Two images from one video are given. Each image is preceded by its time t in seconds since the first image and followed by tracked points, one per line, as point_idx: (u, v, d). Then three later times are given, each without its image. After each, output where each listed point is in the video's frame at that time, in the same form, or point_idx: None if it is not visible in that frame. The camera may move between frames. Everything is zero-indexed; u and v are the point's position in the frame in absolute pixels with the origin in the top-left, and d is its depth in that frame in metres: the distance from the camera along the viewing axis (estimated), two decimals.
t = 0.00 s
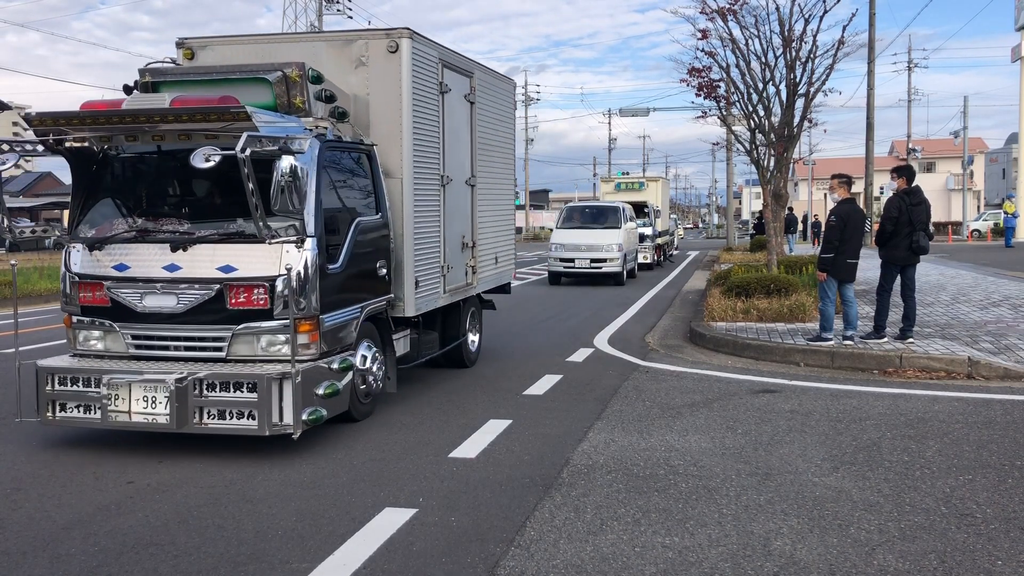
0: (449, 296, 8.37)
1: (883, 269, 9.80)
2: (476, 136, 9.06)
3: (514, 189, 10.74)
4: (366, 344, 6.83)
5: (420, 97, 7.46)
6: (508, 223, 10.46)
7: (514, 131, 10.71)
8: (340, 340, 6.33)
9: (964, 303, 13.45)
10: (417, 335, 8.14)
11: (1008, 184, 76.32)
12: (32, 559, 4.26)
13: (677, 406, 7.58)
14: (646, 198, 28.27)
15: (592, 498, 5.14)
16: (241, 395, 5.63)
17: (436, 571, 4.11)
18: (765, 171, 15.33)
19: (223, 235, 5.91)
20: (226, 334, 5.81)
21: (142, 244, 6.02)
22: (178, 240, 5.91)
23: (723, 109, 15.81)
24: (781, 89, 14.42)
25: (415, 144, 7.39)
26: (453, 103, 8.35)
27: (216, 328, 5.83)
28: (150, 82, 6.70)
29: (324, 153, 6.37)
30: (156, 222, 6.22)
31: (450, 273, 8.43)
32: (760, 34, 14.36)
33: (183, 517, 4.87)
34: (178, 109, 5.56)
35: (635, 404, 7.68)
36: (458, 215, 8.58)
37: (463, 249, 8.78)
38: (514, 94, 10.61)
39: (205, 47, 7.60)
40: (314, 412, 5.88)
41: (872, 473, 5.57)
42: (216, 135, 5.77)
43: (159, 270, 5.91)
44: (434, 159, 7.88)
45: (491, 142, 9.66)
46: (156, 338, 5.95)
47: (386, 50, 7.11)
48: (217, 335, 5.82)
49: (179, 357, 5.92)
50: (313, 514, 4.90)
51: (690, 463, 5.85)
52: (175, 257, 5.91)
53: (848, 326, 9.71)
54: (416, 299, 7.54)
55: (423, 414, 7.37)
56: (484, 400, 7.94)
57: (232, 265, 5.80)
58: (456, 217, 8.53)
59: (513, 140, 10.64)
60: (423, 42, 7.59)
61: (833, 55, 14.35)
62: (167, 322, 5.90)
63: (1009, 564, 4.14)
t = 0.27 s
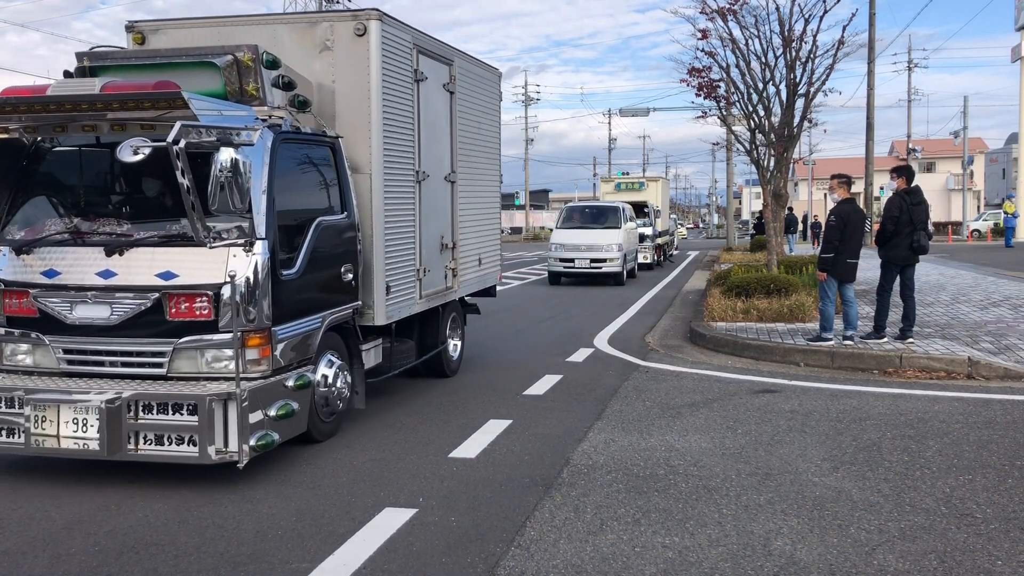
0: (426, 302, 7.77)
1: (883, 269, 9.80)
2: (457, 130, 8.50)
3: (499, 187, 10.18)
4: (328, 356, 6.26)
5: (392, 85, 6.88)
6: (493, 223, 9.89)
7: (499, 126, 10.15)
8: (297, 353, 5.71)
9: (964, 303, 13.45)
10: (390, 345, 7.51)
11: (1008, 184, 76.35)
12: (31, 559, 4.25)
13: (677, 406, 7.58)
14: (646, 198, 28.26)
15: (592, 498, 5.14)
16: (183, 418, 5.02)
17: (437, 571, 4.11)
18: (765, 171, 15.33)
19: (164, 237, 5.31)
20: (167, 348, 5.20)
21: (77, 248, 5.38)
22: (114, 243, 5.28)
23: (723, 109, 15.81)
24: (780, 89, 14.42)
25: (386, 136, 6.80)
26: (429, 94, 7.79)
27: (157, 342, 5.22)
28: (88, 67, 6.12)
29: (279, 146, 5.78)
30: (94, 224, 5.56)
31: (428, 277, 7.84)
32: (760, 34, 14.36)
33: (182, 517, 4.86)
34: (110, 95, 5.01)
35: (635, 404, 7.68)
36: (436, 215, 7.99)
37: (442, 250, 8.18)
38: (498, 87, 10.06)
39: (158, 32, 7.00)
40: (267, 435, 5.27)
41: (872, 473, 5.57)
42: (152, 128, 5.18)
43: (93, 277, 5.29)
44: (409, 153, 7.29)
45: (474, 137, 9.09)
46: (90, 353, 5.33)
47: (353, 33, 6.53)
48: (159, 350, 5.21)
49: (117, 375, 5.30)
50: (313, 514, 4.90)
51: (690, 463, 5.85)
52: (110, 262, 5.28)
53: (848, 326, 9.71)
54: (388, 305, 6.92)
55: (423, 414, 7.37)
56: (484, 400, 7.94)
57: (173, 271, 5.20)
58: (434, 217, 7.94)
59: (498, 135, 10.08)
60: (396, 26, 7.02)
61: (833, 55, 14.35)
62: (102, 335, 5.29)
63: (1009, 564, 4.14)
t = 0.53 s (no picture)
0: (398, 308, 7.14)
1: (882, 269, 9.80)
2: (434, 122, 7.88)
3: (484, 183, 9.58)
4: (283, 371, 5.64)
5: (357, 72, 6.25)
6: (476, 223, 9.26)
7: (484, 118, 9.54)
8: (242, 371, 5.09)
9: (964, 303, 13.45)
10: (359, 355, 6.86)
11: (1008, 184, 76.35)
12: (31, 559, 4.25)
13: (677, 406, 7.58)
14: (646, 198, 28.25)
15: (592, 498, 5.14)
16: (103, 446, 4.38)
17: (436, 571, 4.11)
18: (765, 171, 15.33)
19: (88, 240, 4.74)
20: (91, 365, 4.60)
21: None
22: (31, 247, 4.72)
23: (723, 109, 15.81)
24: (781, 89, 14.42)
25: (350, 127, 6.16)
26: (402, 82, 7.18)
27: (79, 358, 4.63)
28: (8, 46, 5.23)
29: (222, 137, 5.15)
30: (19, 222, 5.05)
31: (401, 282, 7.21)
32: (760, 34, 14.36)
33: (182, 517, 4.86)
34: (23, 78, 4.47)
35: (635, 404, 7.68)
36: (410, 213, 7.36)
37: (418, 251, 7.55)
38: (483, 76, 9.46)
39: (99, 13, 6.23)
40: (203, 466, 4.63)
41: (872, 473, 5.57)
42: (71, 113, 4.68)
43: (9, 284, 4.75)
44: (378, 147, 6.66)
45: (454, 129, 8.48)
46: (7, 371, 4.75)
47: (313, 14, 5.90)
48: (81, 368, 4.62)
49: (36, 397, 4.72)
50: (313, 514, 4.90)
51: (690, 463, 5.85)
52: (27, 269, 4.73)
53: (848, 326, 9.71)
54: (354, 314, 6.27)
55: (422, 414, 7.36)
56: (484, 400, 7.94)
57: (98, 280, 4.63)
58: (408, 215, 7.32)
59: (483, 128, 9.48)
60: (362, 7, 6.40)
61: (833, 55, 14.35)
62: (18, 350, 4.72)
63: (1009, 564, 4.14)
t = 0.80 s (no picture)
0: (365, 315, 6.57)
1: (882, 270, 9.80)
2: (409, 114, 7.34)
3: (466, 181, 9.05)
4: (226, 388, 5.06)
5: (315, 56, 5.69)
6: (456, 225, 8.70)
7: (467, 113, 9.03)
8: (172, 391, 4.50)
9: (964, 303, 13.45)
10: (323, 368, 6.26)
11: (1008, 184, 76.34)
12: (31, 559, 4.26)
13: (677, 406, 7.58)
14: (646, 198, 28.24)
15: (592, 498, 5.14)
16: None
17: (436, 571, 4.11)
18: (765, 171, 15.33)
19: None
20: None
21: None
22: None
23: (723, 110, 15.81)
24: (781, 89, 14.42)
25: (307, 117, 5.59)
26: (369, 69, 6.64)
27: None
28: None
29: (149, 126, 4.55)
30: None
31: (368, 287, 6.64)
32: (760, 34, 14.36)
33: (183, 518, 4.87)
34: None
35: (635, 404, 7.68)
36: (379, 212, 6.81)
37: (388, 253, 6.99)
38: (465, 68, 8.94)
39: None
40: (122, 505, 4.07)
41: (872, 473, 5.57)
42: None
43: None
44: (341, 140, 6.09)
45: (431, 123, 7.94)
46: None
47: None
48: None
49: None
50: (313, 514, 4.90)
51: (691, 463, 5.86)
52: None
53: (848, 326, 9.71)
54: (311, 324, 5.68)
55: (422, 414, 7.37)
56: (484, 400, 7.95)
57: None
58: (376, 214, 6.76)
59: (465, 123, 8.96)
60: None
61: (833, 55, 14.35)
62: None
63: (1009, 564, 4.14)
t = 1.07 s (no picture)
0: (326, 324, 6.02)
1: (882, 270, 9.80)
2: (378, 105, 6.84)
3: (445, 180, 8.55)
4: (155, 412, 4.48)
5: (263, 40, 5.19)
6: (433, 228, 8.16)
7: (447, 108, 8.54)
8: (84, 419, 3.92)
9: (964, 303, 13.45)
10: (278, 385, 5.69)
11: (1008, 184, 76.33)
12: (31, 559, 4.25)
13: (677, 406, 7.58)
14: (645, 198, 28.24)
15: (592, 498, 5.14)
16: None
17: (436, 571, 4.11)
18: (765, 171, 15.33)
19: None
20: None
21: None
22: None
23: (723, 110, 15.80)
24: (781, 89, 14.41)
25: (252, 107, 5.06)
26: (332, 55, 6.15)
27: None
28: None
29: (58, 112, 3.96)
30: None
31: (329, 294, 6.08)
32: (760, 34, 14.35)
33: (183, 518, 4.86)
34: None
35: (635, 404, 7.68)
36: (343, 212, 6.28)
37: (354, 256, 6.45)
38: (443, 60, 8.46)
39: None
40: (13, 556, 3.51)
41: (872, 473, 5.57)
42: None
43: None
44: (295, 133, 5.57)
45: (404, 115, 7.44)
46: None
47: None
48: None
49: None
50: (313, 514, 4.90)
51: (691, 463, 5.85)
52: None
53: (848, 326, 9.71)
54: (259, 337, 5.13)
55: (422, 414, 7.37)
56: (483, 400, 7.95)
57: None
58: (339, 214, 6.22)
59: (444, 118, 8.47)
60: None
61: (833, 55, 14.35)
62: None
63: (1009, 564, 4.14)
